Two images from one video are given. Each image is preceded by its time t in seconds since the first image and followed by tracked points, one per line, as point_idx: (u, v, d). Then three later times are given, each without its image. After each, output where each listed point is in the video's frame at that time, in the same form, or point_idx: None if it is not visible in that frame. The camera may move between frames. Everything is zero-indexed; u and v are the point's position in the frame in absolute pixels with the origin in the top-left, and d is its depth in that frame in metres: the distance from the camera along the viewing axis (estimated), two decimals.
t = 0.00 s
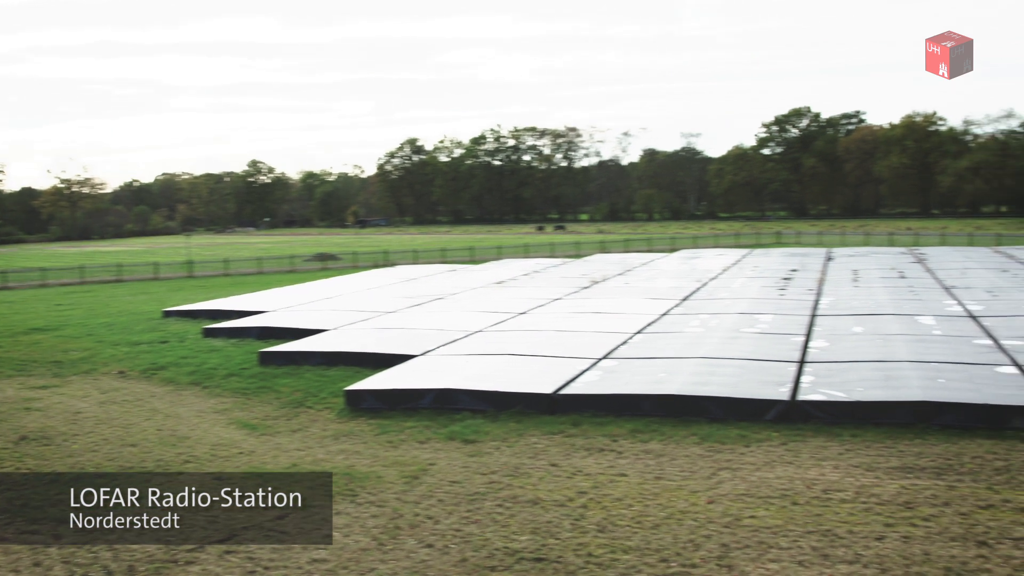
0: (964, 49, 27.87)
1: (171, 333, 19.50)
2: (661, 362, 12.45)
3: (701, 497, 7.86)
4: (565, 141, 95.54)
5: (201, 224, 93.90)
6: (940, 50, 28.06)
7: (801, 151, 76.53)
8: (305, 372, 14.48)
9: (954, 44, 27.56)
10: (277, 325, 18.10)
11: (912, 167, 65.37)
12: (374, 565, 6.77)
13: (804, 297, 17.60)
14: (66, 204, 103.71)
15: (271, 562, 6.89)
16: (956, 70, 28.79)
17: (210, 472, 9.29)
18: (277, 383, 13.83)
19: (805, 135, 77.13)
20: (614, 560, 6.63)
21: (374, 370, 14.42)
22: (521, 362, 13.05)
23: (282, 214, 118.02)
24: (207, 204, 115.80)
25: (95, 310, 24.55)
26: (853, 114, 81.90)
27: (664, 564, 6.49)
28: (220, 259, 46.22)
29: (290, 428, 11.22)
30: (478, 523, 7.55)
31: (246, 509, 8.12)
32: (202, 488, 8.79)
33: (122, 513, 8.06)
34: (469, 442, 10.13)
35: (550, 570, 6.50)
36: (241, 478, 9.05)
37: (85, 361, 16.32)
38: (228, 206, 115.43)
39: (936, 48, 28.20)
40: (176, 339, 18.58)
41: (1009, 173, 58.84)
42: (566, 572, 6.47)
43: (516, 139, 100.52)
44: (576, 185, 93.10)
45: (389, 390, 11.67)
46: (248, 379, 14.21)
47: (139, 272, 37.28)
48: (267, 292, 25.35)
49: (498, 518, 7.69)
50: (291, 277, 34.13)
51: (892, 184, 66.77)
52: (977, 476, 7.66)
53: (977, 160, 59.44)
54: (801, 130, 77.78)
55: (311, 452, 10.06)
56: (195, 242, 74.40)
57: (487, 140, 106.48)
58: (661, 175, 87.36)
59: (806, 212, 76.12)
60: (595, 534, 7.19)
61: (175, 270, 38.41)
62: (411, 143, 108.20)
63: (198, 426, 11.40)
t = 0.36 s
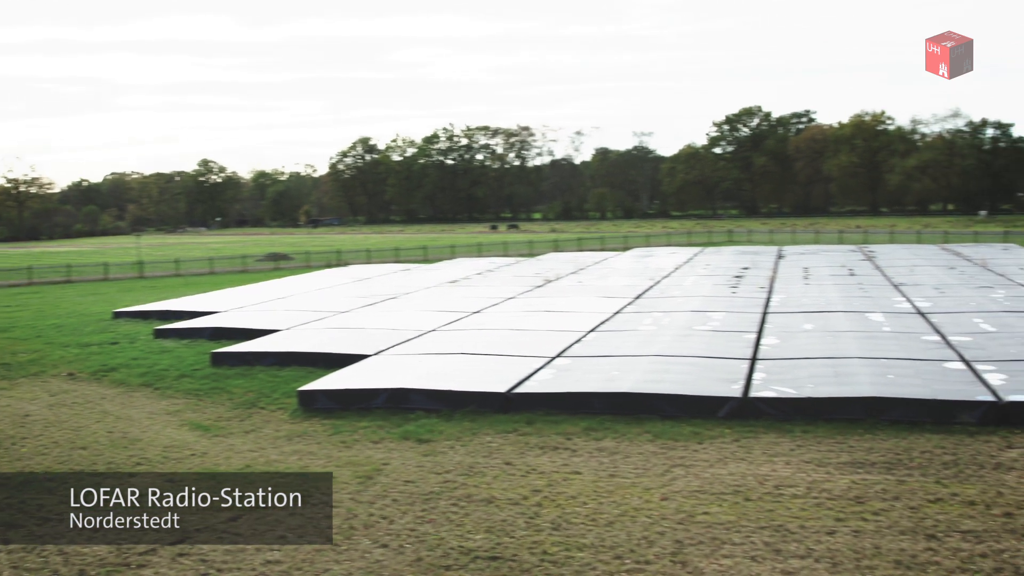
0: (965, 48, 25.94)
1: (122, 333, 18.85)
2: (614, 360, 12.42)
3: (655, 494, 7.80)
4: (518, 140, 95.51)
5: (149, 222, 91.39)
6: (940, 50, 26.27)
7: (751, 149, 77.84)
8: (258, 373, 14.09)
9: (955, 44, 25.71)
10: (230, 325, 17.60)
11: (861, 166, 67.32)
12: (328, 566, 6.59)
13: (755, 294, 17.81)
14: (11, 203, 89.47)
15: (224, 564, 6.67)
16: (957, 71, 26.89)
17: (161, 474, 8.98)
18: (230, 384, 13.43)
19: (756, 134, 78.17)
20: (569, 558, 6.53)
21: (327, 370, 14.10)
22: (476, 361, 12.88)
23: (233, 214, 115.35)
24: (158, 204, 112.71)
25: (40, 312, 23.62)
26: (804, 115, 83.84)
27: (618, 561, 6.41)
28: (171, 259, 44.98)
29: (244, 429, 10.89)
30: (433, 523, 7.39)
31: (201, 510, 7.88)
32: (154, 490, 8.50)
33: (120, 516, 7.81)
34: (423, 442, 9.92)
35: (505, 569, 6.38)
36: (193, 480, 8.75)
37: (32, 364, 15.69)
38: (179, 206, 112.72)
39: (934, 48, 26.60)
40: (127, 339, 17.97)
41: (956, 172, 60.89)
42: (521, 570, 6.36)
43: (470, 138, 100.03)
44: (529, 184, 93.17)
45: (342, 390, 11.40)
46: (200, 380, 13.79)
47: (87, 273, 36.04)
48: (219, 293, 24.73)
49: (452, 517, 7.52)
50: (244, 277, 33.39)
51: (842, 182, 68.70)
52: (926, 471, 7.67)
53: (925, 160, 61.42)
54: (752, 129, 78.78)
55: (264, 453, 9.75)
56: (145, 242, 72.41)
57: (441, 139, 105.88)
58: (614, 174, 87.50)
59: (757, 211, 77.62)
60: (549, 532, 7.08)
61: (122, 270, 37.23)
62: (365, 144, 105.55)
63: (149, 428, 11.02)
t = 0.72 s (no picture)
0: (964, 48, 23.49)
1: (75, 334, 18.17)
2: (572, 359, 12.35)
3: (613, 492, 7.74)
4: (476, 139, 95.14)
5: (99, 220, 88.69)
6: (940, 50, 23.88)
7: (707, 147, 78.57)
8: (214, 373, 13.69)
9: (955, 43, 23.31)
10: (186, 325, 17.06)
11: (816, 164, 69.00)
12: (286, 567, 6.42)
13: (711, 293, 17.96)
14: None
15: (179, 566, 6.47)
16: (957, 72, 24.44)
17: (117, 475, 8.69)
18: (187, 384, 13.02)
19: (712, 133, 79.05)
20: (527, 556, 6.43)
21: (284, 370, 13.75)
22: (435, 360, 12.68)
23: (189, 213, 112.64)
24: (112, 202, 109.80)
25: None
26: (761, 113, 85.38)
27: (577, 559, 6.32)
28: (124, 259, 43.81)
29: (200, 430, 10.55)
30: (391, 523, 7.23)
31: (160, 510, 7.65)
32: (110, 491, 8.22)
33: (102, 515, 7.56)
34: (381, 442, 9.71)
35: (463, 569, 6.26)
36: (149, 482, 8.47)
37: None
38: (134, 205, 110.10)
39: (933, 47, 24.23)
40: (81, 340, 17.31)
41: (908, 171, 62.81)
42: (480, 569, 6.24)
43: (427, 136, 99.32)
44: (486, 182, 92.93)
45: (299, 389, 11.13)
46: (156, 380, 13.34)
47: (38, 272, 34.87)
48: (174, 292, 24.08)
49: (411, 516, 7.36)
50: (199, 276, 32.60)
51: (797, 181, 70.36)
52: (881, 466, 7.74)
53: (878, 159, 63.06)
54: (709, 128, 79.89)
55: (221, 453, 9.45)
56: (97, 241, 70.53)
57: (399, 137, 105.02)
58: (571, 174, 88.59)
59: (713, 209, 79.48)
60: (508, 530, 6.96)
61: (70, 271, 35.90)
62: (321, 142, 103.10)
63: (104, 429, 10.64)
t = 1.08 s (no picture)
0: (965, 49, 22.79)
1: (29, 340, 17.55)
2: (533, 363, 12.27)
3: (574, 495, 7.68)
4: (436, 143, 94.74)
5: (51, 223, 85.87)
6: (940, 50, 23.14)
7: (667, 152, 80.04)
8: (173, 379, 13.30)
9: (956, 43, 22.59)
10: (145, 330, 16.55)
11: (775, 168, 69.85)
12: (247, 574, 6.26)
13: (671, 296, 18.08)
14: None
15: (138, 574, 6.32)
16: (956, 72, 23.71)
17: (75, 483, 8.47)
18: (146, 390, 12.63)
19: (672, 138, 80.47)
20: (489, 560, 6.34)
21: (245, 375, 13.42)
22: (397, 365, 12.49)
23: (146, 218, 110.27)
24: (67, 207, 106.88)
25: None
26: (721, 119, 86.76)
27: (539, 562, 6.25)
28: (78, 264, 42.58)
29: (159, 436, 10.26)
30: (352, 528, 7.09)
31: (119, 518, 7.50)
32: (67, 500, 8.00)
33: (58, 523, 7.40)
34: (342, 446, 9.52)
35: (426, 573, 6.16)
36: (107, 492, 8.22)
37: None
38: (90, 209, 107.42)
39: (933, 47, 23.47)
40: (35, 347, 16.72)
41: (866, 175, 63.62)
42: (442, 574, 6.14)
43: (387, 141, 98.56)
44: (447, 186, 92.59)
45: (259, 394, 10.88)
46: (113, 387, 12.92)
47: None
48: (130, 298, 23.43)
49: (372, 521, 7.23)
50: (158, 281, 31.81)
51: (756, 184, 70.98)
52: (839, 468, 7.81)
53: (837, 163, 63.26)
54: (668, 132, 80.93)
55: (181, 460, 9.19)
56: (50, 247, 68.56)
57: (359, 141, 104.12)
58: (532, 176, 88.36)
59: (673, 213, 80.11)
60: (469, 534, 6.85)
61: (21, 276, 34.71)
62: (282, 146, 102.41)
63: (60, 437, 10.31)
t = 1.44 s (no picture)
0: (964, 48, 22.24)
1: None
2: (496, 360, 12.18)
3: (538, 493, 7.62)
4: (400, 140, 94.08)
5: (7, 217, 83.08)
6: (939, 50, 22.59)
7: (631, 150, 80.71)
8: (134, 377, 12.96)
9: (956, 43, 22.01)
10: (106, 328, 16.11)
11: (737, 166, 71.25)
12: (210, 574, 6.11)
13: (635, 293, 18.15)
14: None
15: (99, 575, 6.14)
16: (958, 72, 23.04)
17: (33, 484, 8.19)
18: (107, 389, 12.29)
19: (635, 136, 80.98)
20: (453, 558, 6.26)
21: (207, 374, 13.10)
22: (361, 363, 12.31)
23: (107, 216, 107.90)
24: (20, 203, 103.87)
25: None
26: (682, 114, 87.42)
27: (503, 560, 6.19)
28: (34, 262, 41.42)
29: (120, 435, 9.99)
30: (316, 526, 6.94)
31: (79, 519, 7.27)
32: (25, 501, 7.73)
33: (18, 522, 7.20)
34: (305, 445, 9.33)
35: (389, 571, 6.07)
36: (66, 492, 7.98)
37: None
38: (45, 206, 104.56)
39: (932, 47, 22.92)
40: None
41: (828, 174, 64.61)
42: (405, 571, 6.05)
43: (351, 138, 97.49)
44: (411, 184, 92.08)
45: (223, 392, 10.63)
46: (74, 385, 12.55)
47: None
48: (89, 295, 22.82)
49: (336, 519, 7.10)
50: (118, 279, 31.08)
51: (719, 182, 72.27)
52: (801, 463, 7.88)
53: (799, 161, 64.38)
54: (631, 130, 81.49)
55: (142, 459, 8.95)
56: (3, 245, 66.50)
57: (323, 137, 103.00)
58: (495, 175, 89.02)
59: (637, 210, 79.78)
60: (433, 532, 6.75)
61: None
62: (245, 142, 101.06)
63: (18, 437, 9.98)
